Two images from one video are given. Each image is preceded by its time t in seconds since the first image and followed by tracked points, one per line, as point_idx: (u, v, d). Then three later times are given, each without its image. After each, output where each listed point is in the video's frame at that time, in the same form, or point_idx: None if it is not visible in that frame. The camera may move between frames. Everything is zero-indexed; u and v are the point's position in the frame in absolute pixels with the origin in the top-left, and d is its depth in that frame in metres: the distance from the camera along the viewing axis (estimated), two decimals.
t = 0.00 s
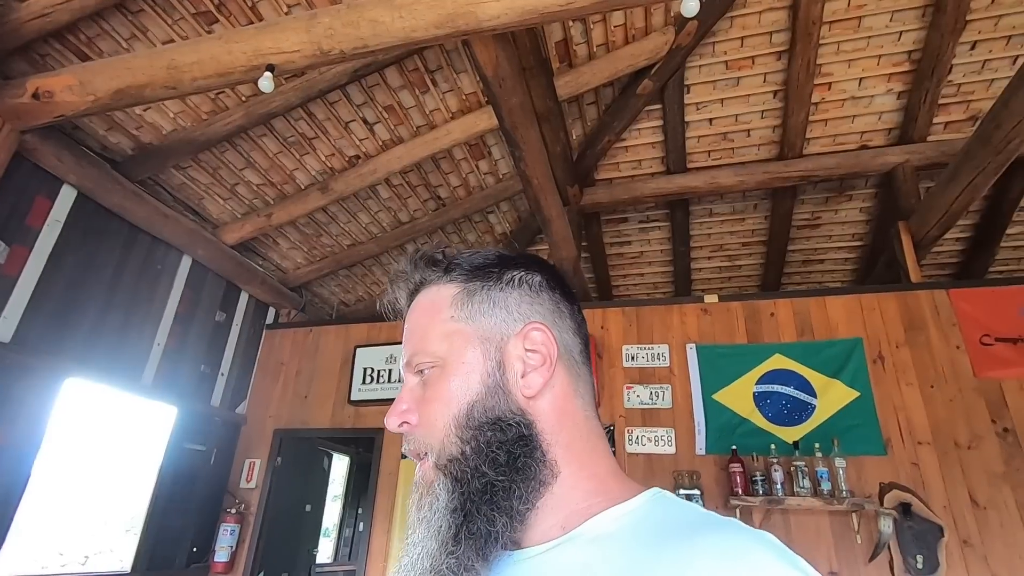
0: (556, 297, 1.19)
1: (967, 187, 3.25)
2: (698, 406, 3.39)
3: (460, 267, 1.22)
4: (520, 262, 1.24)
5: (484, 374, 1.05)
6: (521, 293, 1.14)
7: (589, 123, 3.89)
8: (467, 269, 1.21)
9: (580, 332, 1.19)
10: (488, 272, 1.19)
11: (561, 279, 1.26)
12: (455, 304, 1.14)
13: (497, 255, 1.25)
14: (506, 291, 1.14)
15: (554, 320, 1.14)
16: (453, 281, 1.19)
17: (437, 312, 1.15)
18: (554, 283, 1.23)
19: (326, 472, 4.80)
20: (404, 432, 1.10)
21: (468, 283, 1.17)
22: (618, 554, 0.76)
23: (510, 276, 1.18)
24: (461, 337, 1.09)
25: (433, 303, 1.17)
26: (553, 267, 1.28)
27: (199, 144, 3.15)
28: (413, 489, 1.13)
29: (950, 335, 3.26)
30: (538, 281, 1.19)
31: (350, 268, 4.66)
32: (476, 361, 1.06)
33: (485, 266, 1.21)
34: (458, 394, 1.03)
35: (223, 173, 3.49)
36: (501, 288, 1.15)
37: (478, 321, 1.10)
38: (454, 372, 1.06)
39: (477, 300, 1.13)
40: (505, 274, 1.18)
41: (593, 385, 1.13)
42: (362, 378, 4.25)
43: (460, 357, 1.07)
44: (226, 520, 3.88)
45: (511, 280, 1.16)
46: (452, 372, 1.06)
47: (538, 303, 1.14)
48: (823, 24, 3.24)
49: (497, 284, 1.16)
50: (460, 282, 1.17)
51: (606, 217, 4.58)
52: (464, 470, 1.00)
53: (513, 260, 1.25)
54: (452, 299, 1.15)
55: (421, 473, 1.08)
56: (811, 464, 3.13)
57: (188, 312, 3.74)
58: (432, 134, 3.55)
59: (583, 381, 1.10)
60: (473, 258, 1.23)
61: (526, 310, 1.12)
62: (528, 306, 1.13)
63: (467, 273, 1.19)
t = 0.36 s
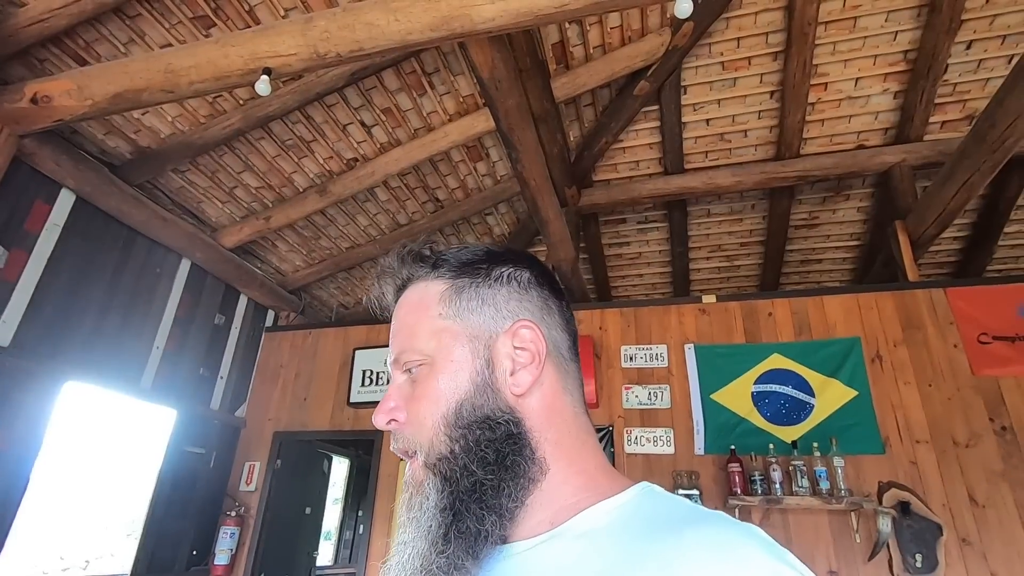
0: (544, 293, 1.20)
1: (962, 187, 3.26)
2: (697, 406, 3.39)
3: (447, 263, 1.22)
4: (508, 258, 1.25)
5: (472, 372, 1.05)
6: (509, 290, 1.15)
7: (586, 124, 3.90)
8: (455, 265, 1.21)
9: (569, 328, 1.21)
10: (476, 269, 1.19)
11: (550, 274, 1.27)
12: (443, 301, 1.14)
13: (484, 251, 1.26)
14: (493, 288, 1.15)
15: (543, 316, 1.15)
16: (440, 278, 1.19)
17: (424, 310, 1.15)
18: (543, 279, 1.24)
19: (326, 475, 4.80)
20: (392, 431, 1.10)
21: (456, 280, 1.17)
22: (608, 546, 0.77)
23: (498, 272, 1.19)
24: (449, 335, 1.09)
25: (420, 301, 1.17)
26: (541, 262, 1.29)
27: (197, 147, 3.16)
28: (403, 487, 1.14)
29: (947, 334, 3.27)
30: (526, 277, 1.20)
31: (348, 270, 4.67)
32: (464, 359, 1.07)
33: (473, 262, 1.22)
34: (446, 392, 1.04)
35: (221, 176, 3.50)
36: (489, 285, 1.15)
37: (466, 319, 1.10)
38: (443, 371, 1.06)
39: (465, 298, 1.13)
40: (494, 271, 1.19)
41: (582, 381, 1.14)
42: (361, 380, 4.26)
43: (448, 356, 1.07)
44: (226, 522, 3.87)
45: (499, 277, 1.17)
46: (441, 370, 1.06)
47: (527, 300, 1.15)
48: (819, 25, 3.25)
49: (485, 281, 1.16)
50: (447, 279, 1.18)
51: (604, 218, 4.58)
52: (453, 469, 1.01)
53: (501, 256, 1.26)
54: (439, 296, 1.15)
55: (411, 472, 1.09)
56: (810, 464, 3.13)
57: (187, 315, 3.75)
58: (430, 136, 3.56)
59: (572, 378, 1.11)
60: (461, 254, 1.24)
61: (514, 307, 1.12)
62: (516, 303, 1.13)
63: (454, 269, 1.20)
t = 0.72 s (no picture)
0: (553, 293, 1.20)
1: (961, 187, 3.27)
2: (698, 408, 3.39)
3: (455, 266, 1.22)
4: (516, 258, 1.25)
5: (482, 378, 1.05)
6: (518, 293, 1.15)
7: (585, 126, 3.90)
8: (463, 268, 1.21)
9: (579, 328, 1.20)
10: (484, 272, 1.19)
11: (558, 274, 1.27)
12: (451, 306, 1.14)
13: (492, 252, 1.26)
14: (502, 291, 1.15)
15: (553, 318, 1.14)
16: (449, 282, 1.19)
17: (433, 315, 1.15)
18: (551, 279, 1.24)
19: (326, 478, 4.79)
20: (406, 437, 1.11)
21: (463, 284, 1.17)
22: (623, 548, 0.77)
23: (506, 274, 1.19)
24: (458, 341, 1.09)
25: (429, 306, 1.17)
26: (550, 262, 1.28)
27: (197, 151, 3.16)
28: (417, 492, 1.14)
29: (947, 335, 3.27)
30: (535, 279, 1.20)
31: (348, 273, 4.67)
32: (475, 365, 1.07)
33: (481, 264, 1.22)
34: (458, 399, 1.04)
35: (221, 179, 3.50)
36: (498, 288, 1.15)
37: (476, 324, 1.10)
38: (453, 378, 1.06)
39: (474, 302, 1.13)
40: (502, 273, 1.19)
41: (594, 383, 1.14)
42: (361, 383, 4.26)
43: (459, 362, 1.07)
44: (226, 526, 3.87)
45: (508, 280, 1.17)
46: (451, 377, 1.07)
47: (536, 302, 1.15)
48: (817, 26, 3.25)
49: (494, 283, 1.16)
50: (455, 283, 1.18)
51: (604, 220, 4.59)
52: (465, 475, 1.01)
53: (508, 259, 1.25)
54: (448, 301, 1.15)
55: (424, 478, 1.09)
56: (811, 465, 3.12)
57: (187, 319, 3.75)
58: (429, 139, 3.57)
59: (583, 380, 1.11)
60: (468, 256, 1.24)
61: (524, 310, 1.12)
62: (525, 306, 1.13)
63: (463, 273, 1.20)
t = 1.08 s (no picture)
0: (604, 286, 1.26)
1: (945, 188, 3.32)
2: (688, 406, 3.42)
3: (520, 235, 1.23)
4: (576, 243, 1.29)
5: (544, 353, 1.08)
6: (579, 279, 1.19)
7: (577, 127, 3.93)
8: (528, 239, 1.22)
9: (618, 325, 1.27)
10: (549, 248, 1.22)
11: (607, 269, 1.33)
12: (517, 274, 1.15)
13: (554, 229, 1.29)
14: (567, 273, 1.18)
15: (607, 310, 1.21)
16: (514, 249, 1.20)
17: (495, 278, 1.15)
18: (603, 271, 1.29)
19: (319, 478, 4.80)
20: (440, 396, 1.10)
21: (530, 255, 1.19)
22: (641, 538, 0.81)
23: (569, 257, 1.22)
24: (520, 311, 1.10)
25: (490, 267, 1.17)
26: (600, 255, 1.34)
27: (190, 150, 3.17)
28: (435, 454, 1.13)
29: (932, 333, 3.32)
30: (592, 269, 1.25)
31: (341, 273, 4.69)
32: (536, 338, 1.09)
33: (546, 239, 1.24)
34: (517, 368, 1.05)
35: (214, 179, 3.51)
36: (563, 269, 1.19)
37: (541, 298, 1.12)
38: (510, 346, 1.07)
39: (540, 276, 1.15)
40: (565, 254, 1.22)
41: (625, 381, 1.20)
42: (354, 382, 4.26)
43: (519, 332, 1.08)
44: (219, 525, 3.87)
45: (571, 264, 1.21)
46: (508, 345, 1.08)
47: (593, 291, 1.20)
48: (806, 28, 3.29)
49: (559, 263, 1.19)
50: (521, 252, 1.19)
51: (596, 220, 4.62)
52: (515, 444, 1.03)
53: (571, 241, 1.29)
54: (513, 268, 1.16)
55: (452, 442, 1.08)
56: (799, 462, 3.16)
57: (179, 318, 3.75)
58: (422, 139, 3.59)
59: (621, 377, 1.17)
60: (533, 229, 1.25)
61: (585, 297, 1.17)
62: (585, 293, 1.18)
63: (528, 243, 1.22)
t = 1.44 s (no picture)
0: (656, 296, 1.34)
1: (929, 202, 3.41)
2: (677, 413, 3.49)
3: (618, 228, 1.22)
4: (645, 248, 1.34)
5: (629, 349, 1.09)
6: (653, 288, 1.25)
7: (573, 138, 4.01)
8: (623, 234, 1.22)
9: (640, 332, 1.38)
10: (640, 249, 1.24)
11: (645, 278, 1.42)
12: (619, 269, 1.15)
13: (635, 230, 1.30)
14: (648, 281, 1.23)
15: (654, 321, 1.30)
16: (609, 238, 1.18)
17: (600, 265, 1.12)
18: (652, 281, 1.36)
19: (315, 481, 4.84)
20: (528, 376, 1.01)
21: (630, 253, 1.19)
22: (651, 532, 0.88)
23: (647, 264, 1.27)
24: (621, 306, 1.11)
25: (597, 252, 1.14)
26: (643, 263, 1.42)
27: (192, 157, 3.23)
28: (500, 434, 1.03)
29: (917, 344, 3.40)
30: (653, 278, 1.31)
31: (339, 278, 4.75)
32: (630, 334, 1.10)
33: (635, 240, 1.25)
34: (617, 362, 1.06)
35: (215, 185, 3.57)
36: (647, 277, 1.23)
37: (635, 297, 1.15)
38: (610, 338, 1.07)
39: (635, 277, 1.17)
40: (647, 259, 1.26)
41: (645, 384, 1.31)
42: (350, 387, 4.28)
43: (619, 325, 1.09)
44: (215, 527, 3.92)
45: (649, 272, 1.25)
46: (608, 337, 1.07)
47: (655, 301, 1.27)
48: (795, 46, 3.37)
49: (645, 268, 1.23)
50: (624, 247, 1.19)
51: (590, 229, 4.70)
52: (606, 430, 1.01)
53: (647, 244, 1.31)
54: (616, 261, 1.15)
55: (542, 424, 1.00)
56: (785, 469, 3.22)
57: (179, 322, 3.81)
58: (421, 149, 3.66)
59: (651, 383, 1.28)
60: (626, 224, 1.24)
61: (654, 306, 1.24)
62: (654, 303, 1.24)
63: (625, 240, 1.22)
